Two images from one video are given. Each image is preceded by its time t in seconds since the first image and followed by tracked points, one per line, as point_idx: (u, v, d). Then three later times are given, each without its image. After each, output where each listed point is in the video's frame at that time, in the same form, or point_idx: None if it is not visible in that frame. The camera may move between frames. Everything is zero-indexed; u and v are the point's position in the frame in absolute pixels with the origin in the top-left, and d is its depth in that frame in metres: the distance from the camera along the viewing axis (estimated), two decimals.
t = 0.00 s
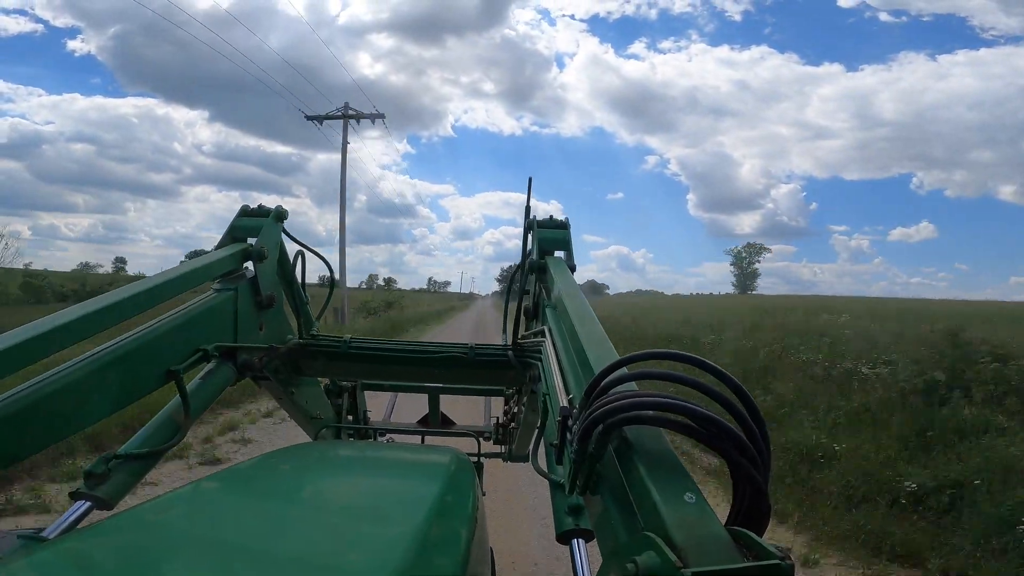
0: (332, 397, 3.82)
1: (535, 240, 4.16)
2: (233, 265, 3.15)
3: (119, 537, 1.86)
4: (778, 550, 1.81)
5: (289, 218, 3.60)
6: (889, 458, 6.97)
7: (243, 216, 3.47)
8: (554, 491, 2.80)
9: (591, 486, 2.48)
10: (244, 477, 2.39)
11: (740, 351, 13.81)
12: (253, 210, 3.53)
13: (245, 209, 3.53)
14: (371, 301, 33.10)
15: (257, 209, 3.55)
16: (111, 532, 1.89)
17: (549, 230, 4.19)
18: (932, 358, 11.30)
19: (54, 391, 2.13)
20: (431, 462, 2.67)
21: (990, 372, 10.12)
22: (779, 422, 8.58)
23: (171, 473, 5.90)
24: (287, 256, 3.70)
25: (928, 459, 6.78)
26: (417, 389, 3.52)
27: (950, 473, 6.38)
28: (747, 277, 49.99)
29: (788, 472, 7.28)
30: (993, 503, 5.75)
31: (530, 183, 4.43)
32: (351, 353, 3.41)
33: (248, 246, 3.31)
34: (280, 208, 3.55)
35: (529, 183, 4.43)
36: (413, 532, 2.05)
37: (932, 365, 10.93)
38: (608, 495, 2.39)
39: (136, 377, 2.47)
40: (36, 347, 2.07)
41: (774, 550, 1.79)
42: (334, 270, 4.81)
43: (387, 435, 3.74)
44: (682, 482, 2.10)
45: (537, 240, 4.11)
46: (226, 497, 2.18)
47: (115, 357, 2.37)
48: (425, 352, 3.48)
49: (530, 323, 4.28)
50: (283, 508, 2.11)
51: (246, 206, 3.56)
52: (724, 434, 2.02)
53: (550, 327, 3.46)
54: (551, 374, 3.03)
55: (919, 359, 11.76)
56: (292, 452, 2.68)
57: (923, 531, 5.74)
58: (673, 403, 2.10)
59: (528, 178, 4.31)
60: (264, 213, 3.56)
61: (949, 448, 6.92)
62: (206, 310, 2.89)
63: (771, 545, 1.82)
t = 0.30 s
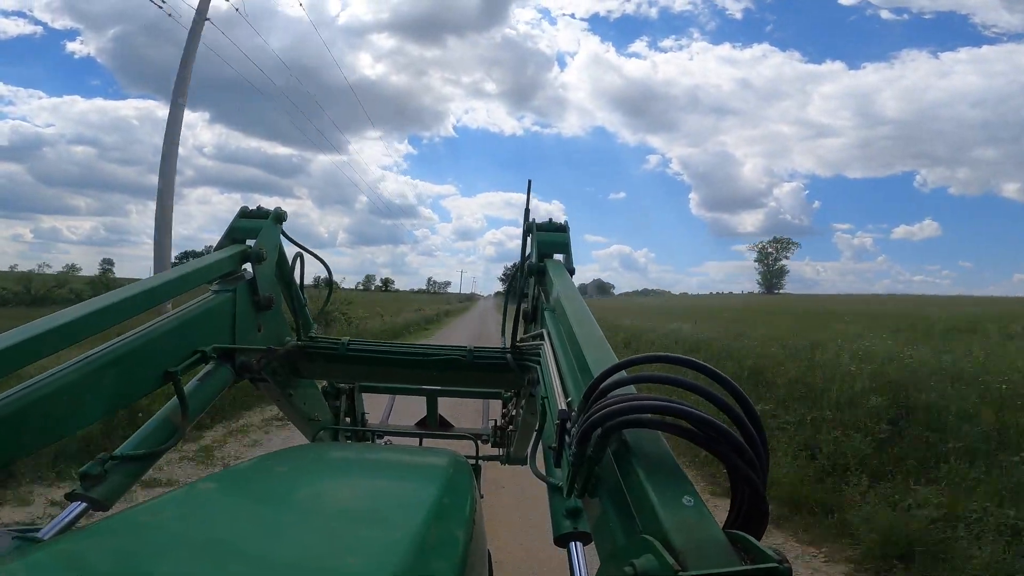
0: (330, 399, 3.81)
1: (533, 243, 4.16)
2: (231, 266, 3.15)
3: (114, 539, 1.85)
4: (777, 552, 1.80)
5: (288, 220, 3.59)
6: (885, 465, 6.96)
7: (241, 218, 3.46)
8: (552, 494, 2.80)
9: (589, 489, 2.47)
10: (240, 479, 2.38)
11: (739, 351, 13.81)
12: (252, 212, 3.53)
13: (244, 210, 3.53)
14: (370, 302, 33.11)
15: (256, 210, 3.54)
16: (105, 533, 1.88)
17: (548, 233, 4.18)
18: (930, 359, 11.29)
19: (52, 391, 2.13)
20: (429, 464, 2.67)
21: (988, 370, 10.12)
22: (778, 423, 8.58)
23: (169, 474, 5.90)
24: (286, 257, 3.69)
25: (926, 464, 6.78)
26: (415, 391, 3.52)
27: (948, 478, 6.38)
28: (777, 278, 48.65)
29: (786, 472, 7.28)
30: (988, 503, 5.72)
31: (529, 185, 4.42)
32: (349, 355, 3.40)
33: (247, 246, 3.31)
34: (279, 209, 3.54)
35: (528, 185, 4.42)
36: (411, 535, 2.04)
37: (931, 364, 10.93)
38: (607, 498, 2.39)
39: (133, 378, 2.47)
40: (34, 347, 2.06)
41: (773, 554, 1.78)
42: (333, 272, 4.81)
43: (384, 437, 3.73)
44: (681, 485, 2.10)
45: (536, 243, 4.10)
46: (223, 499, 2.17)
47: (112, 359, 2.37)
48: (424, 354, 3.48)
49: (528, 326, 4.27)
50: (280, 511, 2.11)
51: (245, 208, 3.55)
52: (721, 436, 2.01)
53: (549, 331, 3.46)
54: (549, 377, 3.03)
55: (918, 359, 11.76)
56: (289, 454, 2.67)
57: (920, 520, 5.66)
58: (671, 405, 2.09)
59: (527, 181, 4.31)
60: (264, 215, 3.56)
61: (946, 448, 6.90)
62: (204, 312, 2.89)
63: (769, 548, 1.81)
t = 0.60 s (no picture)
0: (328, 399, 3.83)
1: (532, 244, 4.17)
2: (230, 266, 3.16)
3: (111, 538, 1.86)
4: (773, 555, 1.81)
5: (287, 219, 3.60)
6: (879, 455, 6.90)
7: (241, 217, 3.47)
8: (549, 495, 2.80)
9: (586, 490, 2.48)
10: (238, 478, 2.39)
11: (739, 350, 13.81)
12: (251, 212, 3.53)
13: (243, 210, 3.54)
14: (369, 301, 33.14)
15: (256, 210, 3.55)
16: (103, 532, 1.89)
17: (547, 235, 4.19)
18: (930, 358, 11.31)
19: (49, 390, 2.14)
20: (426, 464, 2.67)
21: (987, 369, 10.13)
22: (777, 422, 8.58)
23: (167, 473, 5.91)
24: (284, 257, 3.70)
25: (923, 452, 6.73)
26: (413, 392, 3.53)
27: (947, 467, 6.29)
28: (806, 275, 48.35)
29: (785, 470, 7.29)
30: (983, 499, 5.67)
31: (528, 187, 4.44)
32: (348, 355, 3.42)
33: (246, 246, 3.32)
34: (279, 209, 3.55)
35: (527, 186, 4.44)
36: (407, 534, 2.05)
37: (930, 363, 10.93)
38: (604, 500, 2.39)
39: (130, 377, 2.48)
40: (31, 346, 2.07)
41: (769, 556, 1.78)
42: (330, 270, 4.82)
43: (382, 438, 3.75)
44: (678, 487, 2.10)
45: (534, 244, 4.12)
46: (219, 498, 2.18)
47: (107, 357, 2.37)
48: (422, 355, 3.49)
49: (527, 327, 4.28)
50: (277, 511, 2.11)
51: (244, 208, 3.56)
52: (719, 438, 2.01)
53: (547, 332, 3.47)
54: (547, 378, 3.03)
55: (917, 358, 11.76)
56: (287, 454, 2.68)
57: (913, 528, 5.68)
58: (669, 407, 2.10)
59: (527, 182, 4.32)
60: (263, 214, 3.57)
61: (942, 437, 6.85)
62: (201, 311, 2.90)
63: (766, 550, 1.82)
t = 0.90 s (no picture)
0: (330, 400, 3.82)
1: (533, 243, 4.16)
2: (231, 268, 3.15)
3: (114, 540, 1.86)
4: (777, 553, 1.79)
5: (287, 221, 3.59)
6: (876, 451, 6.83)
7: (241, 218, 3.46)
8: (552, 494, 2.79)
9: (589, 489, 2.47)
10: (240, 480, 2.38)
11: (739, 349, 13.79)
12: (252, 213, 3.52)
13: (243, 211, 3.53)
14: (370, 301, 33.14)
15: (256, 211, 3.54)
16: (107, 534, 1.89)
17: (547, 234, 4.18)
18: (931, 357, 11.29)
19: (51, 394, 2.13)
20: (429, 465, 2.66)
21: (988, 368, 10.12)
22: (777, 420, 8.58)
23: (169, 475, 5.92)
24: (286, 258, 3.69)
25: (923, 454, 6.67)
26: (415, 392, 3.52)
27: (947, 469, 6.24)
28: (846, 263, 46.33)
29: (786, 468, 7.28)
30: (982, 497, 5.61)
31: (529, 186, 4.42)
32: (350, 356, 3.41)
33: (247, 248, 3.31)
34: (279, 211, 3.54)
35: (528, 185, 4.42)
36: (411, 535, 2.04)
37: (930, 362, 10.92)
38: (607, 498, 2.38)
39: (133, 381, 2.47)
40: (33, 350, 2.07)
41: (773, 554, 1.77)
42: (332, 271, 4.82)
43: (384, 438, 3.74)
44: (681, 485, 2.09)
45: (535, 243, 4.10)
46: (224, 500, 2.18)
47: (110, 361, 2.37)
48: (423, 355, 3.48)
49: (528, 326, 4.28)
50: (280, 512, 2.11)
51: (245, 209, 3.55)
52: (722, 436, 2.00)
53: (549, 331, 3.46)
54: (549, 377, 3.02)
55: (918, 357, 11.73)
56: (289, 455, 2.67)
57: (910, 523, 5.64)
58: (671, 406, 2.08)
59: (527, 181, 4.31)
60: (263, 216, 3.56)
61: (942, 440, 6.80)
62: (203, 312, 2.89)
63: (770, 548, 1.80)
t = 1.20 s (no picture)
0: (334, 405, 3.83)
1: (535, 247, 4.16)
2: (235, 274, 3.16)
3: (122, 545, 1.87)
4: (785, 554, 1.80)
5: (290, 226, 3.60)
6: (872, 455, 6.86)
7: (244, 225, 3.47)
8: (557, 497, 2.80)
9: (594, 493, 2.47)
10: (246, 484, 2.39)
11: (743, 352, 13.78)
12: (255, 219, 3.53)
13: (246, 218, 3.54)
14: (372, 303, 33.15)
15: (259, 217, 3.55)
16: (113, 540, 1.89)
17: (549, 237, 4.19)
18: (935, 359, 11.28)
19: (57, 401, 2.14)
20: (434, 469, 2.67)
21: (991, 369, 10.09)
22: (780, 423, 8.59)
23: (173, 480, 5.92)
24: (288, 263, 3.70)
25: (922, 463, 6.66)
26: (419, 397, 3.53)
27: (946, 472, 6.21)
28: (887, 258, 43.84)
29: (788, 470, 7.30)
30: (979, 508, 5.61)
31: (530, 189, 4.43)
32: (353, 360, 3.42)
33: (250, 254, 3.31)
34: (281, 216, 3.55)
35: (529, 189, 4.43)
36: (417, 538, 2.05)
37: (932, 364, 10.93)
38: (612, 501, 2.38)
39: (138, 387, 2.48)
40: (39, 357, 2.07)
41: (781, 555, 1.77)
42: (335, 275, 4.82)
43: (389, 443, 3.75)
44: (687, 487, 2.09)
45: (537, 247, 4.11)
46: (229, 505, 2.18)
47: (115, 369, 2.37)
48: (426, 359, 3.49)
49: (531, 330, 4.28)
50: (285, 516, 2.11)
51: (247, 215, 3.56)
52: (729, 439, 2.00)
53: (551, 334, 3.46)
54: (552, 381, 3.03)
55: (922, 358, 11.73)
56: (295, 460, 2.68)
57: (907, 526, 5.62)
58: (675, 407, 2.08)
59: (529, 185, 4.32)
60: (266, 222, 3.57)
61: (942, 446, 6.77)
62: (207, 319, 2.90)
63: (778, 549, 1.81)
